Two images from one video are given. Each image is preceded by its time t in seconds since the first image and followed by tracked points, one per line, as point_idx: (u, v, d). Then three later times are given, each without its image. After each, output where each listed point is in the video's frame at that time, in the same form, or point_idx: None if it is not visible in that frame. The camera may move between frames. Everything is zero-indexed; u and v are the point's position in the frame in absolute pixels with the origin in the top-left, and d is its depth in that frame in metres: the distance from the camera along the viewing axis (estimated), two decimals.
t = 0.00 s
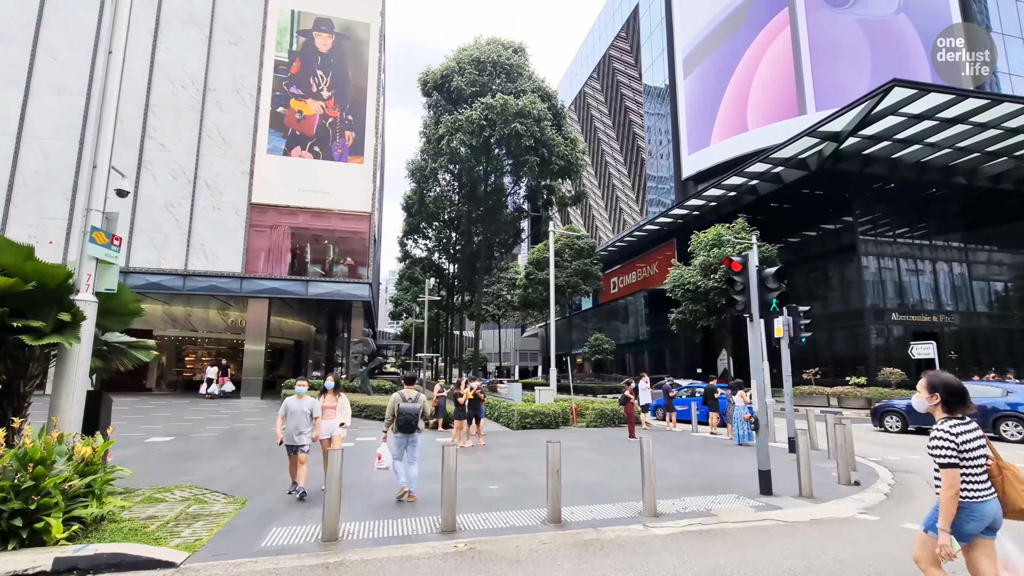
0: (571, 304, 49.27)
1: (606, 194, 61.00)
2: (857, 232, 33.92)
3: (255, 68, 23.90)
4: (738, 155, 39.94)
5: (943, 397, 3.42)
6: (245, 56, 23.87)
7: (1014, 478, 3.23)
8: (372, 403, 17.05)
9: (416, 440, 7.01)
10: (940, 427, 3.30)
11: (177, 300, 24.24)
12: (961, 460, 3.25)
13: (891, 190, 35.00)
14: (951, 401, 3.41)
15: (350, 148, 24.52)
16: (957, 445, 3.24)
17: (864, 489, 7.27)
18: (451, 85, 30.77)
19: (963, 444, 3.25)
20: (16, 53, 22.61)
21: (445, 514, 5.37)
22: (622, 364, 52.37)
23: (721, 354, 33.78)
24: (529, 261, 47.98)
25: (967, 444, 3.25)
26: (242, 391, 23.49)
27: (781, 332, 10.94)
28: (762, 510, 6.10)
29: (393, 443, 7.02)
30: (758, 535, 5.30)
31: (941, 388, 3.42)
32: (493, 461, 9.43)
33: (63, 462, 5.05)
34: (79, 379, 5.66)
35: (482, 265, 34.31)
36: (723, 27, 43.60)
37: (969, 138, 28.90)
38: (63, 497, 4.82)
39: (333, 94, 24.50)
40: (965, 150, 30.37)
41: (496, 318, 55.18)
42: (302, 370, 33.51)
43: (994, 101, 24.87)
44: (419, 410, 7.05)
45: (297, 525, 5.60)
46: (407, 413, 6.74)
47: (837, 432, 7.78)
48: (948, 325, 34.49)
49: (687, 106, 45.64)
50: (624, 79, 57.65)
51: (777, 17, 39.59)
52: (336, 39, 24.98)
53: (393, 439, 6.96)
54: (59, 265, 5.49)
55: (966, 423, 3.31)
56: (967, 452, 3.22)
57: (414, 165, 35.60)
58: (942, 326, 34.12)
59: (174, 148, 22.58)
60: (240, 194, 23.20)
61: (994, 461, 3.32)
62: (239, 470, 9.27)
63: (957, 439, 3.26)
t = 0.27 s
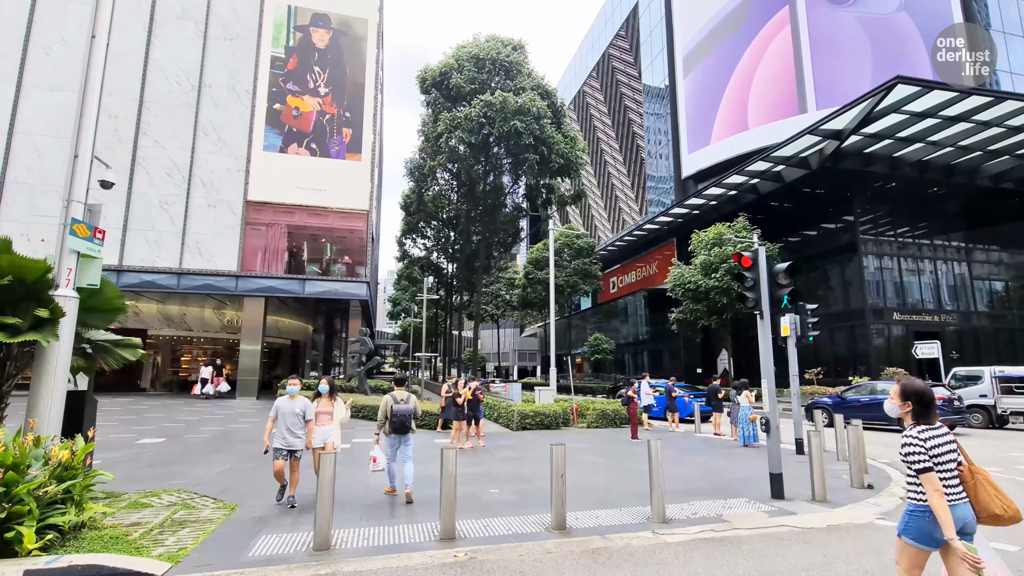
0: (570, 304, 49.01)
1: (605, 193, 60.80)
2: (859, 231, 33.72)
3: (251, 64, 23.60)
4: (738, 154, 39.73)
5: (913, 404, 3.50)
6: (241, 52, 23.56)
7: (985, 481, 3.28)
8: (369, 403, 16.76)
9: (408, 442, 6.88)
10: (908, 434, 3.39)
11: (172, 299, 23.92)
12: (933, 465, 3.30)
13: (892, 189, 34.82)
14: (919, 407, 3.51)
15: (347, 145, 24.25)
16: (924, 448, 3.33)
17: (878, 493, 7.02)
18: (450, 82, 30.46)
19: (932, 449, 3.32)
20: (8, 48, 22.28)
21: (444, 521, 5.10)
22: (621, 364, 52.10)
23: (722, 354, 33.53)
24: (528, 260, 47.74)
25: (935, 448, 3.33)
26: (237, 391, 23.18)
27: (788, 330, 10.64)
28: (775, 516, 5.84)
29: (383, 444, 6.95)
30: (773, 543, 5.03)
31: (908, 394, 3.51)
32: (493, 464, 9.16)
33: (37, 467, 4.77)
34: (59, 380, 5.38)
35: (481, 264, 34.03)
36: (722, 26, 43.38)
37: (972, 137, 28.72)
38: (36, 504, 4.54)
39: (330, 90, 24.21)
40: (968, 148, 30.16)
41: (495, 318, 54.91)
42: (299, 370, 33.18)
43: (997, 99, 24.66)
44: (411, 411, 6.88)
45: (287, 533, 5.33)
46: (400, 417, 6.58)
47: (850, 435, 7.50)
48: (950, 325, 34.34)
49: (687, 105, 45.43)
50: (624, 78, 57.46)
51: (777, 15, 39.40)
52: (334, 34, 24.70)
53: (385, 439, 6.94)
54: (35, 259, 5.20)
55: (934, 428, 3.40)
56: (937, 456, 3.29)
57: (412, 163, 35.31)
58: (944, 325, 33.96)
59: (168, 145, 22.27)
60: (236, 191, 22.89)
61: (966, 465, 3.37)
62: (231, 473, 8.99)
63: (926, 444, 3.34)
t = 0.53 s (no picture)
0: (570, 304, 48.75)
1: (604, 192, 60.58)
2: (860, 230, 33.51)
3: (247, 59, 23.28)
4: (739, 152, 39.50)
5: (891, 397, 3.61)
6: (237, 47, 23.24)
7: (963, 478, 3.37)
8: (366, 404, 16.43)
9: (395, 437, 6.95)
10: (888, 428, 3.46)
11: (166, 297, 23.57)
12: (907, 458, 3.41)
13: (894, 187, 34.60)
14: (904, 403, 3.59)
15: (344, 142, 23.96)
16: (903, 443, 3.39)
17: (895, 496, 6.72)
18: (449, 79, 30.13)
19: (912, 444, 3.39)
20: None
21: (443, 528, 4.83)
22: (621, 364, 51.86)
23: (723, 353, 33.26)
24: (527, 260, 47.48)
25: (915, 444, 3.40)
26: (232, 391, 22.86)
27: (797, 329, 10.35)
28: (790, 521, 5.58)
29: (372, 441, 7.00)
30: (790, 551, 4.74)
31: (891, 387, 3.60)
32: (492, 466, 8.86)
33: (7, 470, 4.50)
34: (34, 379, 5.11)
35: (480, 263, 33.74)
36: (723, 24, 43.12)
37: (974, 135, 28.52)
38: (5, 511, 4.26)
39: (326, 85, 23.93)
40: (970, 147, 29.93)
41: (494, 318, 54.65)
42: (296, 370, 32.86)
43: (1002, 96, 24.42)
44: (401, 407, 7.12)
45: (275, 541, 5.02)
46: (390, 412, 6.93)
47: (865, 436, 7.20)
48: (951, 324, 34.18)
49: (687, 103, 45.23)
50: (623, 76, 57.26)
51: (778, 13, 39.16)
52: (331, 29, 24.43)
53: (374, 435, 7.05)
54: (8, 252, 4.92)
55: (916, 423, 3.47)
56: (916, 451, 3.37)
57: (411, 161, 35.03)
58: (945, 325, 33.80)
59: (162, 141, 21.95)
60: (231, 188, 22.57)
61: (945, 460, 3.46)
62: (221, 476, 8.67)
63: (905, 439, 3.40)
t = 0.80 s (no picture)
0: (569, 303, 48.46)
1: (603, 192, 60.35)
2: (861, 229, 33.27)
3: (242, 55, 22.97)
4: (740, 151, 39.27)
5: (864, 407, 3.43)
6: (232, 42, 22.92)
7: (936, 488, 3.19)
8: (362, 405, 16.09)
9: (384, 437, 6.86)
10: (867, 435, 3.31)
11: (161, 296, 23.23)
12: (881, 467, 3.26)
13: (895, 186, 34.36)
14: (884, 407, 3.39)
15: (341, 139, 23.69)
16: (882, 450, 3.24)
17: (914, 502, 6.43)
18: (447, 76, 29.83)
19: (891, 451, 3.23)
20: None
21: (441, 539, 4.53)
22: (620, 364, 51.61)
23: (723, 353, 33.03)
24: (526, 259, 47.18)
25: (893, 451, 3.23)
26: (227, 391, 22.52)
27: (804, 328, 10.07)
28: (808, 530, 5.29)
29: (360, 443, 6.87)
30: (811, 563, 4.45)
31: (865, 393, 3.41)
32: (491, 469, 8.55)
33: None
34: (6, 379, 4.82)
35: (479, 263, 33.44)
36: (723, 22, 42.92)
37: (976, 133, 28.28)
38: None
39: (323, 82, 23.68)
40: (972, 145, 29.71)
41: (493, 318, 54.35)
42: (293, 371, 32.53)
43: (1005, 94, 24.18)
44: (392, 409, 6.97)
45: (260, 554, 4.73)
46: (382, 415, 6.71)
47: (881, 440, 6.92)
48: (952, 324, 33.95)
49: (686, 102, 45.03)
50: (622, 75, 57.03)
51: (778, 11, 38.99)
52: (327, 25, 24.17)
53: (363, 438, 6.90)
54: None
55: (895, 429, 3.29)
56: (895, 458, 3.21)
57: (409, 160, 34.73)
58: (947, 325, 33.58)
59: (156, 137, 21.62)
60: (226, 185, 22.25)
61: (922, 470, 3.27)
62: (210, 480, 8.35)
63: (884, 446, 3.25)
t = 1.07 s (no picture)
0: (568, 303, 48.17)
1: (602, 191, 60.10)
2: (863, 228, 33.03)
3: (237, 49, 22.68)
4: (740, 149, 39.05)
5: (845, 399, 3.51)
6: (227, 36, 22.64)
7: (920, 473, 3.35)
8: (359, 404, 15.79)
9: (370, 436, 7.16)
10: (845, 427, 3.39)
11: (154, 294, 22.90)
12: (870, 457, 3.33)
13: (897, 185, 34.13)
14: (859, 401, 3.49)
15: (338, 135, 23.39)
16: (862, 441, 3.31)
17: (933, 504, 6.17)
18: (446, 72, 29.47)
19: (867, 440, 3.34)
20: None
21: (439, 547, 4.25)
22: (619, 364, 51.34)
23: (724, 353, 32.76)
24: (525, 259, 46.88)
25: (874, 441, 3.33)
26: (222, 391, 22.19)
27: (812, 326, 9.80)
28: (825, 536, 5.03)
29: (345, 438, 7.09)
30: (833, 572, 4.17)
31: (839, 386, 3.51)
32: (491, 471, 8.26)
33: None
34: None
35: (478, 262, 33.12)
36: (723, 20, 42.72)
37: (979, 131, 28.07)
38: None
39: (320, 77, 23.38)
40: (974, 143, 29.49)
41: (491, 317, 54.05)
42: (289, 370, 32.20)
43: (1008, 91, 23.96)
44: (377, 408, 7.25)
45: (246, 562, 4.46)
46: (369, 412, 6.94)
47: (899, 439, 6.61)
48: (955, 324, 33.71)
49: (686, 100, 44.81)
50: (621, 74, 56.79)
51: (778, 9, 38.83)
52: (324, 19, 23.89)
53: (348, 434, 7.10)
54: None
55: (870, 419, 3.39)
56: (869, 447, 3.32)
57: (407, 158, 34.42)
58: (948, 324, 33.35)
59: (149, 133, 21.31)
60: (220, 181, 21.95)
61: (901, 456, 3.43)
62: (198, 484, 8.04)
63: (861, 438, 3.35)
